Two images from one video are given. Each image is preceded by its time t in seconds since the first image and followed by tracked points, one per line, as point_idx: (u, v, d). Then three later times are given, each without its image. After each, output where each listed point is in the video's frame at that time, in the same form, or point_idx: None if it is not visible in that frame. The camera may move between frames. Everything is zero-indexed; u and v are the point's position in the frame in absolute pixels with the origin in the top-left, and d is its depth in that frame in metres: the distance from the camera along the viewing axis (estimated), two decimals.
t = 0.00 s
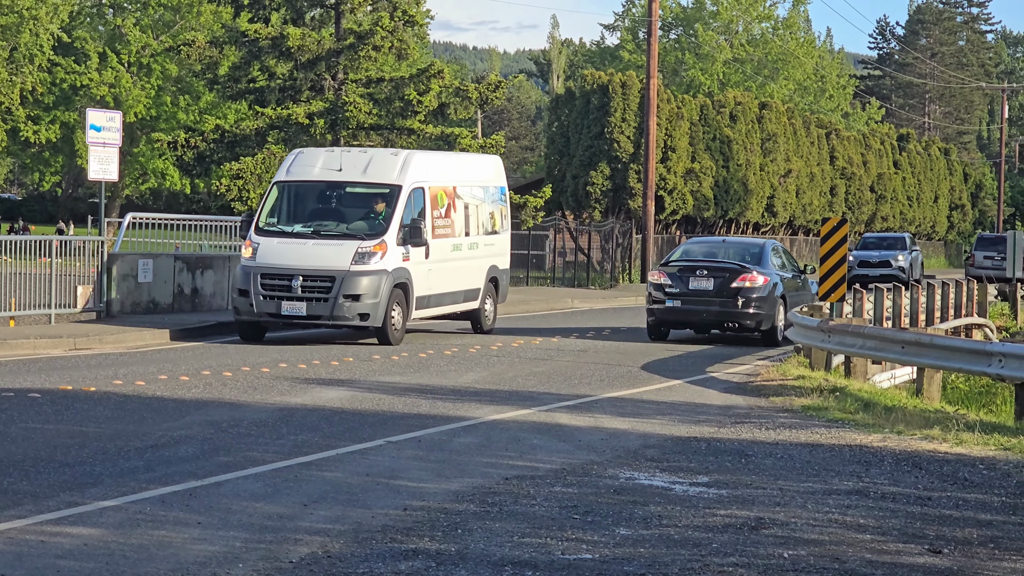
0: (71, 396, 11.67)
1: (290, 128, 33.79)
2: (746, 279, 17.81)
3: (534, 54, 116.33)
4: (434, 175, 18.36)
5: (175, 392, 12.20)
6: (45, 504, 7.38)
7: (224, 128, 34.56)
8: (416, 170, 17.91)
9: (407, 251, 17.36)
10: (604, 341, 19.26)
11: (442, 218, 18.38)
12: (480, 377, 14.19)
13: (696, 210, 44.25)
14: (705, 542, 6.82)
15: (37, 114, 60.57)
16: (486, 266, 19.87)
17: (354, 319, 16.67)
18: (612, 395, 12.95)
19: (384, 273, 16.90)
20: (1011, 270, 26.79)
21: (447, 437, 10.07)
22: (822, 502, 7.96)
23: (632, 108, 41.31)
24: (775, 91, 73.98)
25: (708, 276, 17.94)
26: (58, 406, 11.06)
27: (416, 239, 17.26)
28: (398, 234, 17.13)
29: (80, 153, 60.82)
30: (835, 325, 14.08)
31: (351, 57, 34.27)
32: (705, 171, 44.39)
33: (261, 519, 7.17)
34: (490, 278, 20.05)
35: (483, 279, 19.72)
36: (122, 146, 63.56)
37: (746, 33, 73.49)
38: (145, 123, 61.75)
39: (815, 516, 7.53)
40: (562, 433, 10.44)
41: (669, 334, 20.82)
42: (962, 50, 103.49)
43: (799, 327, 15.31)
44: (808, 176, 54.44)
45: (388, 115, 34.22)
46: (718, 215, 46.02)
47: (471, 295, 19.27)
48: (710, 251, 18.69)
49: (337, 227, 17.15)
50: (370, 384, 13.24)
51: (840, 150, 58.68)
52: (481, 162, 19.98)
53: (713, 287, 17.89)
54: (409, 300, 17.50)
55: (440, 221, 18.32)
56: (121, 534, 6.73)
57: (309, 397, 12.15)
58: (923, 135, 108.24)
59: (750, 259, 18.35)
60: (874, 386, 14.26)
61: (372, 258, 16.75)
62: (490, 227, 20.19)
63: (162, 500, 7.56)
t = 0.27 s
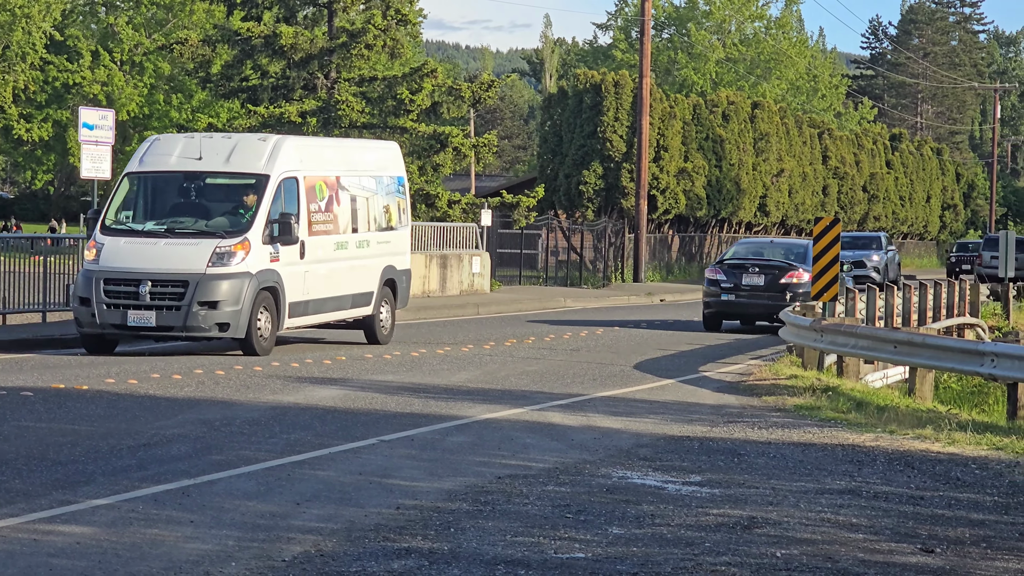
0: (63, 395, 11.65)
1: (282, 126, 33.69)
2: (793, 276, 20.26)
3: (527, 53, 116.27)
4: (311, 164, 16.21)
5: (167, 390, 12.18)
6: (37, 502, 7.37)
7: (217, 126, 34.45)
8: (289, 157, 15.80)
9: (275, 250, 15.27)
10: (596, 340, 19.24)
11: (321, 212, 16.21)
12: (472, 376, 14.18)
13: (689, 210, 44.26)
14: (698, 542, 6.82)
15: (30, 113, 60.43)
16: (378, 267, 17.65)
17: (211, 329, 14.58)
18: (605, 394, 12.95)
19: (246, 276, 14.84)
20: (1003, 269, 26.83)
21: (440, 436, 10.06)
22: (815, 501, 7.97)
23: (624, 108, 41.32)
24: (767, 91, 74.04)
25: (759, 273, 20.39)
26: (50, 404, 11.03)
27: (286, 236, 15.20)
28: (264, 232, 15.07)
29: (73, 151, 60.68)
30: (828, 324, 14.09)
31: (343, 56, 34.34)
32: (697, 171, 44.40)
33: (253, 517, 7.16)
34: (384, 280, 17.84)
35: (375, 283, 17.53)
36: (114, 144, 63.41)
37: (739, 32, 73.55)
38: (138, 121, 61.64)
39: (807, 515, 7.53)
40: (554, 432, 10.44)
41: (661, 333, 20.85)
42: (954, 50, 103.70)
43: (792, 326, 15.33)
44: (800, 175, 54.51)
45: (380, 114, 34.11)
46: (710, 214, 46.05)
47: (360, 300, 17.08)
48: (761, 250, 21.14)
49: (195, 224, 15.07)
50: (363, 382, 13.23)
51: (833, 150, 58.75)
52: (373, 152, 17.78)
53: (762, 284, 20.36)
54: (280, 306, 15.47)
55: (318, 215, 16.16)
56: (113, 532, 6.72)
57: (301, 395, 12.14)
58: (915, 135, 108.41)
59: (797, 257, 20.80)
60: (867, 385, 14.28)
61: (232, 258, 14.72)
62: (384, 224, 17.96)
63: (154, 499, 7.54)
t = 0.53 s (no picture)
0: (54, 392, 11.62)
1: (274, 125, 33.45)
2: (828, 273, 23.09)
3: (518, 52, 116.14)
4: (149, 143, 13.93)
5: (159, 388, 12.16)
6: (28, 500, 7.34)
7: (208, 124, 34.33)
8: (118, 132, 13.55)
9: (96, 240, 13.07)
10: (588, 339, 19.23)
11: (158, 198, 13.95)
12: (464, 374, 14.17)
13: (680, 208, 44.28)
14: (689, 540, 6.83)
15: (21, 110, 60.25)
16: (237, 265, 15.41)
17: (15, 333, 12.33)
18: (597, 392, 12.97)
19: (58, 269, 12.62)
20: (994, 268, 26.91)
21: (431, 434, 10.05)
22: (807, 500, 7.98)
23: (616, 106, 41.26)
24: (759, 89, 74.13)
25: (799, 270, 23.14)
26: (41, 402, 11.00)
27: (108, 223, 12.99)
28: (82, 219, 12.90)
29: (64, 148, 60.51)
30: (819, 323, 14.11)
31: (335, 54, 34.29)
32: (688, 169, 44.42)
33: (245, 516, 7.15)
34: (245, 281, 15.61)
35: (233, 283, 15.29)
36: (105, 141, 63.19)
37: (730, 31, 73.62)
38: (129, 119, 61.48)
39: (798, 513, 7.55)
40: (546, 431, 10.44)
41: (652, 331, 20.87)
42: (946, 50, 103.93)
43: (783, 325, 15.36)
44: (792, 174, 54.56)
45: (372, 112, 34.06)
46: (702, 213, 46.07)
47: (211, 303, 14.84)
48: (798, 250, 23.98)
49: (2, 210, 12.86)
50: (354, 380, 13.23)
51: (825, 149, 58.84)
52: (235, 133, 15.54)
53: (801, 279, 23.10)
54: (103, 308, 13.23)
55: (154, 202, 13.88)
56: (104, 530, 6.70)
57: (293, 393, 12.13)
58: (907, 134, 108.61)
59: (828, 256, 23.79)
60: (859, 384, 14.30)
61: (41, 248, 12.52)
62: (246, 217, 15.70)
63: (146, 497, 7.53)
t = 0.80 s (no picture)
0: (45, 390, 11.60)
1: (266, 122, 33.65)
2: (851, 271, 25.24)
3: (510, 50, 116.06)
4: None
5: (150, 385, 12.14)
6: (19, 498, 7.33)
7: (200, 122, 34.25)
8: None
9: None
10: (580, 337, 19.23)
11: None
12: (455, 372, 14.16)
13: (672, 206, 44.30)
14: (681, 538, 6.83)
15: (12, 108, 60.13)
16: (47, 259, 13.59)
17: None
18: (589, 390, 12.97)
19: None
20: (986, 267, 26.96)
21: (423, 432, 10.04)
22: (798, 498, 7.99)
23: (608, 104, 41.28)
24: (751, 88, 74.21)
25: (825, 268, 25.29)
26: (32, 399, 10.98)
27: None
28: None
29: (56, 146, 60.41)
30: (811, 321, 14.13)
31: (327, 52, 34.21)
32: (680, 168, 44.43)
33: (237, 513, 7.14)
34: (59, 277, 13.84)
35: (44, 279, 13.48)
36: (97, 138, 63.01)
37: (723, 30, 73.71)
38: (121, 117, 61.41)
39: (790, 512, 7.56)
40: (538, 428, 10.43)
41: (644, 330, 20.89)
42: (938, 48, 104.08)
43: (775, 324, 15.38)
44: (784, 172, 54.61)
45: (364, 109, 34.11)
46: (694, 211, 46.09)
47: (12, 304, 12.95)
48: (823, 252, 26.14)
49: None
50: (346, 378, 13.21)
51: (817, 148, 58.91)
52: (41, 105, 13.62)
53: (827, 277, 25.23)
54: None
55: None
56: (96, 528, 6.68)
57: (285, 391, 12.11)
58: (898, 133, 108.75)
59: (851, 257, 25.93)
60: (850, 383, 14.32)
61: None
62: (55, 202, 13.91)
63: (137, 494, 7.51)
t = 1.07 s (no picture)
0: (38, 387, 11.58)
1: (260, 120, 33.50)
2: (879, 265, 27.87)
3: (505, 48, 116.00)
4: None
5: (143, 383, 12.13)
6: (12, 495, 7.31)
7: (194, 119, 34.14)
8: None
9: None
10: (574, 335, 19.25)
11: None
12: (450, 370, 14.14)
13: (666, 204, 44.31)
14: (675, 536, 6.84)
15: (6, 105, 60.03)
16: None
17: None
18: (582, 388, 12.98)
19: None
20: (979, 265, 26.97)
21: (417, 430, 10.04)
22: (792, 496, 7.99)
23: (602, 102, 41.31)
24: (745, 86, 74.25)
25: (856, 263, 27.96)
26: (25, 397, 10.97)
27: None
28: None
29: (50, 144, 60.35)
30: (805, 319, 14.14)
31: (321, 50, 34.16)
32: (675, 165, 44.42)
33: (231, 511, 7.13)
34: None
35: None
36: (91, 136, 62.89)
37: (717, 28, 73.77)
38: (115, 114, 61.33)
39: (784, 509, 7.56)
40: (532, 426, 10.43)
41: (639, 328, 20.90)
42: (932, 47, 104.17)
43: (769, 322, 15.38)
44: (778, 170, 54.66)
45: (358, 108, 34.01)
46: (688, 209, 46.10)
47: None
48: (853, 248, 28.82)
49: None
50: (339, 376, 13.20)
51: (811, 146, 58.94)
52: None
53: (858, 271, 27.92)
54: None
55: None
56: (90, 525, 6.67)
57: (278, 389, 12.11)
58: (892, 131, 108.85)
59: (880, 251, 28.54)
60: (844, 381, 14.33)
61: None
62: None
63: (131, 492, 7.50)
